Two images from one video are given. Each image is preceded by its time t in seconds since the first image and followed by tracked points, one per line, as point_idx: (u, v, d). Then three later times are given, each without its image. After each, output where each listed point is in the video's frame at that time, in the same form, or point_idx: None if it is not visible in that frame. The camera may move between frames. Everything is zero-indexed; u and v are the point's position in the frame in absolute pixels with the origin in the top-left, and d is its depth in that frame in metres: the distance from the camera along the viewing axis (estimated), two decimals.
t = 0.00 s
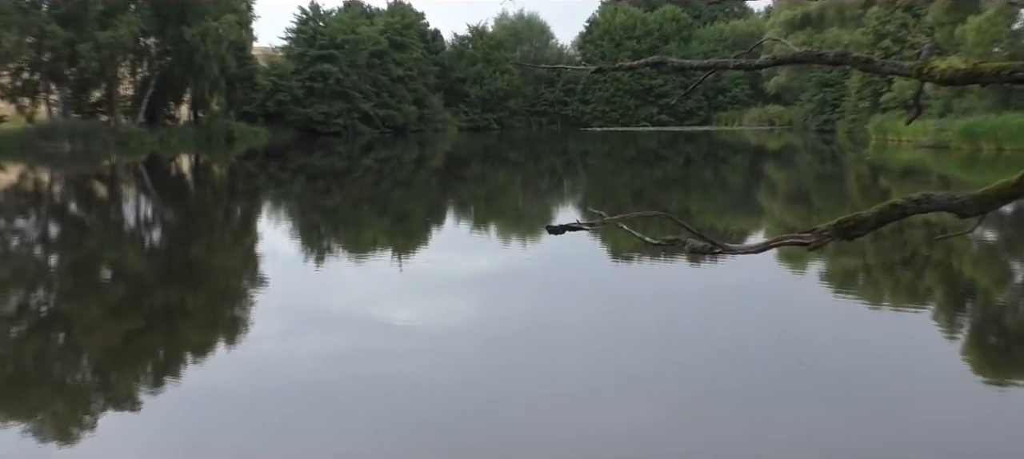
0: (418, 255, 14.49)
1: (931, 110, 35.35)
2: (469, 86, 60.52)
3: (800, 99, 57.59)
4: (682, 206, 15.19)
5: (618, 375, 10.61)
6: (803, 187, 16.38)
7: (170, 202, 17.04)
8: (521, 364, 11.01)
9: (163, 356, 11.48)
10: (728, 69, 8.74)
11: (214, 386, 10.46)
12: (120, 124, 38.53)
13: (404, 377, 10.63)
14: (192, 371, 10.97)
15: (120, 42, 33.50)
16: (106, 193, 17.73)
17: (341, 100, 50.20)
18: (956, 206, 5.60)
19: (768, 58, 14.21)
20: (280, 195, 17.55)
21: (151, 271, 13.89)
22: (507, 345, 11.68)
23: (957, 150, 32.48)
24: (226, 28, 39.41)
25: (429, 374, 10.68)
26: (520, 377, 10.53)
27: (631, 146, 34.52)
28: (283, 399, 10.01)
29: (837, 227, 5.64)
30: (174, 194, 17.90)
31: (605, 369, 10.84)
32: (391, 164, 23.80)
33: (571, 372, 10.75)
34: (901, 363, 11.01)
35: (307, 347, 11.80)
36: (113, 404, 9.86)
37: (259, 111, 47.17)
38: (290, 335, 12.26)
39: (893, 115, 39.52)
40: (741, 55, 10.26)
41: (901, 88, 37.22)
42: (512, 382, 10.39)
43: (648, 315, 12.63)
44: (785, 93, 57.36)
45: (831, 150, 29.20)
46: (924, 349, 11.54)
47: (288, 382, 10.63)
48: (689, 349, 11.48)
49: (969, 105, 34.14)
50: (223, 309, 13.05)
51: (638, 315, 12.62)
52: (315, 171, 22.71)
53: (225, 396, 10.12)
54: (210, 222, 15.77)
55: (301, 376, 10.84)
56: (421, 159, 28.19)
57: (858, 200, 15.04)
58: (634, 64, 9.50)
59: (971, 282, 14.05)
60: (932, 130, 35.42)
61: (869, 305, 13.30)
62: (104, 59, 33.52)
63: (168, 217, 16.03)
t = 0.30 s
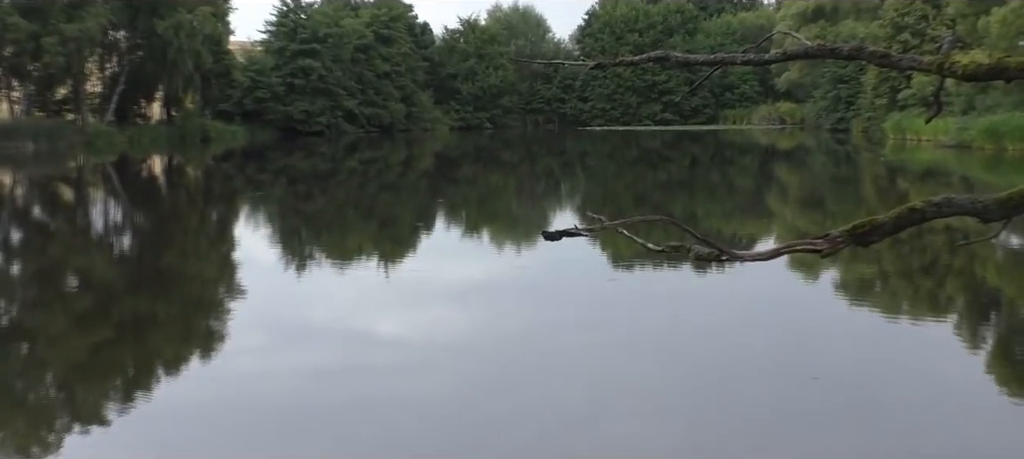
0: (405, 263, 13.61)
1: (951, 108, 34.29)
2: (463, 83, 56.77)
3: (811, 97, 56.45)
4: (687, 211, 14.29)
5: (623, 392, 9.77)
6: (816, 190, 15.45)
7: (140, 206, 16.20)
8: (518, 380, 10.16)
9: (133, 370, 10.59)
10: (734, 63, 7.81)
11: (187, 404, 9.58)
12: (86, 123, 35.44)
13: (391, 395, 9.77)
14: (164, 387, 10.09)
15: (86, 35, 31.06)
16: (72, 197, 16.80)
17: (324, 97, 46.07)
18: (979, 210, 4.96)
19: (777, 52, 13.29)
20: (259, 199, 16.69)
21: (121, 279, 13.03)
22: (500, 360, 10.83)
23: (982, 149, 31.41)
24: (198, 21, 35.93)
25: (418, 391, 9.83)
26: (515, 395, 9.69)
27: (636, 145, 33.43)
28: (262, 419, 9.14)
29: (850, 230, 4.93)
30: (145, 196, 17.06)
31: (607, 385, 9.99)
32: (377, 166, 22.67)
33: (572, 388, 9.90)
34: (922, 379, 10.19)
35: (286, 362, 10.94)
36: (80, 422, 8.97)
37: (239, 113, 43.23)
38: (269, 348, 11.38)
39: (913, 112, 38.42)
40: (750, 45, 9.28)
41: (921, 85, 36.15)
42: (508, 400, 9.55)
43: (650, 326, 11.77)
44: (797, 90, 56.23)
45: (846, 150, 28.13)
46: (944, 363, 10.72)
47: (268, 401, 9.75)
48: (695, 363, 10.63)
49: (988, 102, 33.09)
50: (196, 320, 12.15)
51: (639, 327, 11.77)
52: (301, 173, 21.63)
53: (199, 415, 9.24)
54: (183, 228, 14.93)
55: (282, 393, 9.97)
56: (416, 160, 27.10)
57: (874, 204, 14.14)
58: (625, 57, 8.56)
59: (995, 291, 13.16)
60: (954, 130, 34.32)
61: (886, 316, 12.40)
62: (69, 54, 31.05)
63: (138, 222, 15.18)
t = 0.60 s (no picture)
0: (372, 273, 12.69)
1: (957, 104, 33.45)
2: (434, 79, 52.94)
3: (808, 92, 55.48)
4: (675, 215, 13.39)
5: (610, 417, 8.90)
6: (812, 193, 14.56)
7: (85, 211, 15.25)
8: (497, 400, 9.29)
9: (76, 389, 9.58)
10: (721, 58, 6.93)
11: (137, 427, 8.62)
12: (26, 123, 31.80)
13: (361, 417, 8.87)
14: (111, 408, 9.11)
15: (28, 28, 27.64)
16: (14, 202, 15.77)
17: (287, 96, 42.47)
18: (986, 214, 4.90)
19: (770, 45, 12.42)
20: (215, 203, 15.72)
21: (65, 291, 12.05)
22: (473, 378, 9.92)
23: (993, 148, 30.54)
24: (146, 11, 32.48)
25: (391, 414, 8.94)
26: (492, 420, 8.81)
27: (623, 145, 32.43)
28: (222, 446, 8.22)
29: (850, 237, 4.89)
30: (91, 201, 16.08)
31: (593, 407, 9.14)
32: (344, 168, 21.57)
33: (556, 410, 9.04)
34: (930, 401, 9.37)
35: (241, 379, 10.00)
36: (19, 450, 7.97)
37: (194, 112, 39.90)
38: (224, 365, 10.43)
39: (918, 107, 37.55)
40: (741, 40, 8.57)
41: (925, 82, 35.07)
42: (488, 424, 8.69)
43: (634, 341, 10.89)
44: (793, 86, 55.32)
45: (842, 150, 27.22)
46: (951, 380, 9.90)
47: (225, 422, 8.81)
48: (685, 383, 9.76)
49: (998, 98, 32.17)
50: (147, 335, 11.16)
51: (622, 341, 10.88)
52: (265, 175, 20.53)
53: (150, 440, 8.30)
54: (132, 235, 13.98)
55: (241, 413, 9.05)
56: (393, 161, 26.05)
57: (874, 207, 13.27)
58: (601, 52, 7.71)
59: (1003, 299, 12.29)
60: (959, 127, 33.40)
61: (886, 327, 11.52)
62: (9, 47, 27.54)
63: (83, 229, 14.19)
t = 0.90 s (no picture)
0: (312, 276, 11.94)
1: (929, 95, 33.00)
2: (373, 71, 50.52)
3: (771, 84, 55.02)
4: (634, 213, 12.69)
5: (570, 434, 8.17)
6: (777, 188, 13.90)
7: (5, 213, 14.33)
8: (450, 413, 8.59)
9: None
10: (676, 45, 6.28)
11: (58, 448, 7.81)
12: None
13: (304, 433, 8.13)
14: (31, 424, 8.28)
15: None
16: None
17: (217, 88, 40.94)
18: (959, 209, 4.83)
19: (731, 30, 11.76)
20: (145, 204, 14.85)
21: None
22: (421, 390, 9.15)
23: (965, 139, 30.12)
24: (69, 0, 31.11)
25: (337, 429, 8.21)
26: (441, 440, 8.06)
27: (582, 139, 31.75)
28: None
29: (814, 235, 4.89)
30: (11, 203, 15.14)
31: (555, 420, 8.46)
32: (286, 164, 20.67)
33: (516, 424, 8.35)
34: (908, 410, 8.72)
35: (170, 393, 9.19)
36: None
37: (119, 106, 39.02)
38: (155, 377, 9.64)
39: (890, 96, 37.12)
40: (700, 29, 8.01)
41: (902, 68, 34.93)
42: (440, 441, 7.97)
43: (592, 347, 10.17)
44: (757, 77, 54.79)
45: (809, 141, 26.68)
46: (928, 386, 9.26)
47: (156, 440, 8.03)
48: (649, 393, 9.05)
49: (974, 86, 31.64)
50: (70, 344, 10.30)
51: (580, 349, 10.15)
52: (203, 171, 19.62)
53: None
54: (56, 239, 13.10)
55: (174, 429, 8.27)
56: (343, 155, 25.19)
57: (843, 203, 12.62)
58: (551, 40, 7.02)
59: (979, 299, 11.67)
60: (931, 119, 32.82)
61: (857, 329, 10.87)
62: None
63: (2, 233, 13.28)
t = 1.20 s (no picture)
0: (231, 292, 11.15)
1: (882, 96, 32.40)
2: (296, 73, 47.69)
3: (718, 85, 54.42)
4: (572, 223, 12.00)
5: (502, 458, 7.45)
6: (724, 197, 13.24)
7: None
8: (375, 437, 7.86)
9: None
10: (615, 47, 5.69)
11: None
12: None
13: None
14: None
15: None
16: None
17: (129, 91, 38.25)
18: (913, 217, 4.85)
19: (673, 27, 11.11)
20: (48, 216, 13.89)
21: None
22: (343, 413, 8.39)
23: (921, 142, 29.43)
24: None
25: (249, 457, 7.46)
26: None
27: (524, 143, 30.74)
28: None
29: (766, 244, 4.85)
30: None
31: (490, 442, 7.75)
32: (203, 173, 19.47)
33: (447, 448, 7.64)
34: (862, 428, 8.09)
35: (68, 420, 8.35)
36: None
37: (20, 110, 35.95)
38: (53, 399, 8.82)
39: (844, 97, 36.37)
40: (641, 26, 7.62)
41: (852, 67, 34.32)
42: None
43: (528, 366, 9.46)
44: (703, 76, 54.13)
45: (760, 148, 25.69)
46: (881, 404, 8.63)
47: None
48: (587, 414, 8.35)
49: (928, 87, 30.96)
50: None
51: (515, 367, 9.44)
52: (113, 181, 18.43)
53: None
54: None
55: None
56: (270, 161, 23.96)
57: (792, 212, 11.98)
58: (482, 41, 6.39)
59: (935, 311, 11.04)
60: (884, 123, 32.10)
61: (808, 345, 10.21)
62: None
63: None
